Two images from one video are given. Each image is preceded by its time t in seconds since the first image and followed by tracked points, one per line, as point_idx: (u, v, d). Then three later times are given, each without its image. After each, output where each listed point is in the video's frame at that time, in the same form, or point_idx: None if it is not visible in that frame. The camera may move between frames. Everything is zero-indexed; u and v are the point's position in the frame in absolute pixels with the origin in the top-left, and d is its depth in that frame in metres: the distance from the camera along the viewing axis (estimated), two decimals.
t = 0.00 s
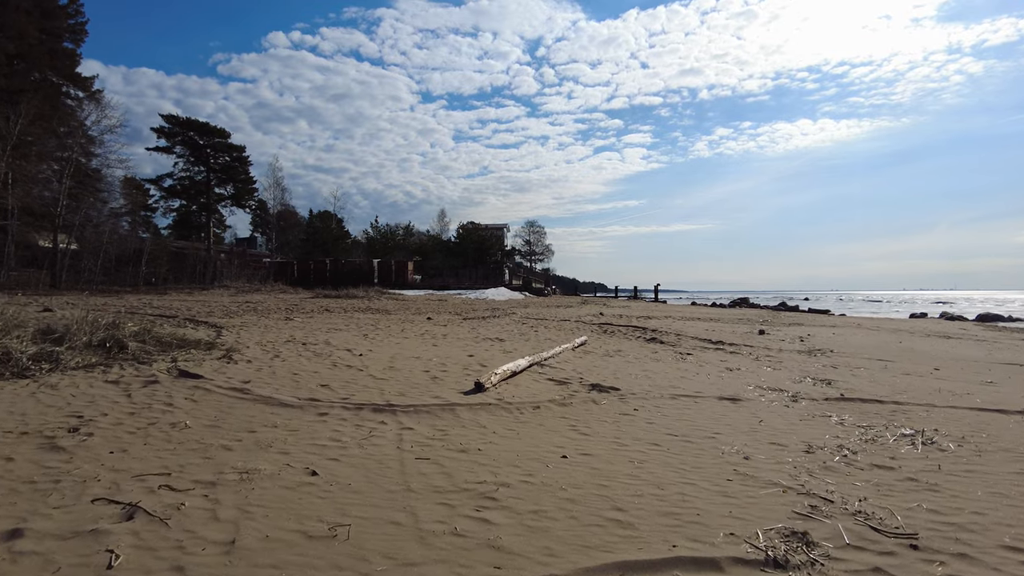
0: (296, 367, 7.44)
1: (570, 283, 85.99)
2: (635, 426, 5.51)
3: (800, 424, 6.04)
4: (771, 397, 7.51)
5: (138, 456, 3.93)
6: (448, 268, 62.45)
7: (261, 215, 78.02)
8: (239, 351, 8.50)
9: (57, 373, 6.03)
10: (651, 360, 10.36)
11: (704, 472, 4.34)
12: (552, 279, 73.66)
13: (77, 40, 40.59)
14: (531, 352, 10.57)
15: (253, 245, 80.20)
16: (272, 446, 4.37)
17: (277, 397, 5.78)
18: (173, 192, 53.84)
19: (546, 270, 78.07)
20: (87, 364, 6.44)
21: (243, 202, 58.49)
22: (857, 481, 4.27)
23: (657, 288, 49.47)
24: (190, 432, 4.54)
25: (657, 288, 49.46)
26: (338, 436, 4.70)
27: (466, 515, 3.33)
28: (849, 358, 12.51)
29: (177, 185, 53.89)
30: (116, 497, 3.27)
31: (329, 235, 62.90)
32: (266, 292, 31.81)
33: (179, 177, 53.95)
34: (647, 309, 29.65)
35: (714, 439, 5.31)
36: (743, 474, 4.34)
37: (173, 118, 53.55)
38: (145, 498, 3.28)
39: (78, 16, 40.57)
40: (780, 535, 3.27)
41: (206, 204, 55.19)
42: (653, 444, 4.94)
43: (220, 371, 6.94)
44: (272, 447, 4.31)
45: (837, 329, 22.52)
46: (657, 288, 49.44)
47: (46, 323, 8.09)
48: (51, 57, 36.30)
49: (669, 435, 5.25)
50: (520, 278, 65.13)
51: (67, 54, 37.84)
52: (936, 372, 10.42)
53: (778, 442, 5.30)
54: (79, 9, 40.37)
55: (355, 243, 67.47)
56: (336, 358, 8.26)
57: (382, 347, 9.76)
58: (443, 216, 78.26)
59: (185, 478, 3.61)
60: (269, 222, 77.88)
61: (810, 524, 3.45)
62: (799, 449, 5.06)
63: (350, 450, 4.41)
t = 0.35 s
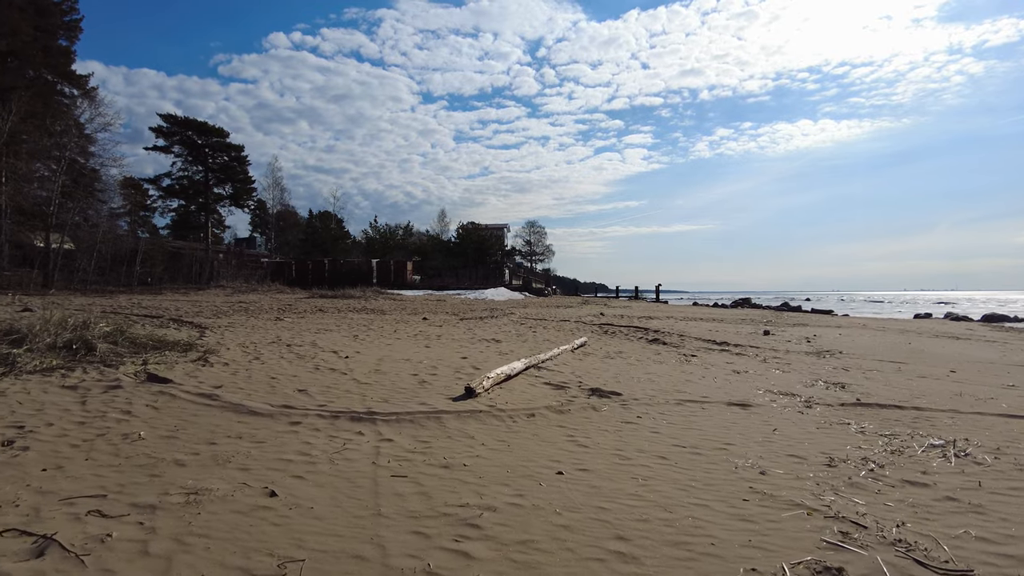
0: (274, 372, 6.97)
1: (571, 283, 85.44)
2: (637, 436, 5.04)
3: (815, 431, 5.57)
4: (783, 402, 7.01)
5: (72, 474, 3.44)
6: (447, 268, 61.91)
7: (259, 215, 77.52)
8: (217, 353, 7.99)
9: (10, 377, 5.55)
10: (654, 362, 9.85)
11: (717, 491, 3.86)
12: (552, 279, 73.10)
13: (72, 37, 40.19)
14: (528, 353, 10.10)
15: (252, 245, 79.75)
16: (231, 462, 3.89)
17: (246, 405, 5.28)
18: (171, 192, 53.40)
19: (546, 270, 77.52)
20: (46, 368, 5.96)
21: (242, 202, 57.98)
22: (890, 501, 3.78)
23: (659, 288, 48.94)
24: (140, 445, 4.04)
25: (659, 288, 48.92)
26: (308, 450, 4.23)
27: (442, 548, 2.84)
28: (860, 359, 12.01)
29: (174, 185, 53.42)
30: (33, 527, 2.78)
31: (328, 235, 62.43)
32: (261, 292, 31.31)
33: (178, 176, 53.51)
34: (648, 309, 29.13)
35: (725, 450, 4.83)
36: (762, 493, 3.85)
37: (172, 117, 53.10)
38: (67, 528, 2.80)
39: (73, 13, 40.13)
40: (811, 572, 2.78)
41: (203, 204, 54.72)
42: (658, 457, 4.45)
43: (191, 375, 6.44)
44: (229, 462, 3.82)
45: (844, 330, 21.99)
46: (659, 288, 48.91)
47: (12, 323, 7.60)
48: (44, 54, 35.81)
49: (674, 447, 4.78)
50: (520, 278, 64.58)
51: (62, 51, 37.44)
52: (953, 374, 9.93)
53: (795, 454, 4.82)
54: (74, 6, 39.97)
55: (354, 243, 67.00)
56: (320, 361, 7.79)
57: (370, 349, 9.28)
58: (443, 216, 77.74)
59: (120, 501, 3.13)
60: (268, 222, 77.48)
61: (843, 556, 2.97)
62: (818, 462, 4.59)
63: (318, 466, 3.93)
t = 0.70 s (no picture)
0: (253, 379, 6.47)
1: (571, 282, 84.92)
2: (647, 454, 4.54)
3: (841, 447, 5.08)
4: (802, 412, 6.52)
5: None
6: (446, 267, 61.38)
7: (257, 213, 76.94)
8: (196, 358, 7.47)
9: None
10: (660, 367, 9.35)
11: (744, 524, 3.35)
12: (552, 278, 72.44)
13: (66, 34, 39.71)
14: (528, 357, 9.59)
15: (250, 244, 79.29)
16: (185, 489, 3.38)
17: (215, 419, 4.77)
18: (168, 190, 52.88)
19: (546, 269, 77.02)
20: None
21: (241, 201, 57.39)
22: (942, 536, 3.28)
23: (659, 288, 48.45)
24: (83, 469, 3.53)
25: (660, 288, 48.43)
26: (277, 474, 3.73)
27: None
28: (873, 363, 11.51)
29: (172, 183, 52.88)
30: None
31: (326, 234, 61.94)
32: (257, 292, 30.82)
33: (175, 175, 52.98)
34: (650, 309, 28.59)
35: (746, 471, 4.34)
36: (794, 527, 3.35)
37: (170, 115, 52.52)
38: None
39: (68, 9, 39.64)
40: None
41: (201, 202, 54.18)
42: (673, 482, 3.95)
43: (162, 383, 5.93)
44: (181, 491, 3.31)
45: (851, 331, 21.48)
46: (660, 288, 48.41)
47: None
48: (37, 50, 35.33)
49: (688, 469, 4.29)
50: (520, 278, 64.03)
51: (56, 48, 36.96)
52: (974, 379, 9.42)
53: (823, 476, 4.32)
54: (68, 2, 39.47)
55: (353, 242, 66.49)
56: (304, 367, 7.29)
57: (360, 353, 8.78)
58: (442, 214, 77.13)
59: (41, 544, 2.63)
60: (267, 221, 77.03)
61: None
62: (851, 485, 4.10)
63: (285, 495, 3.43)
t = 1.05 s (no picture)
0: (234, 390, 5.98)
1: (572, 282, 84.34)
2: (666, 480, 4.05)
3: (879, 469, 4.59)
4: (827, 425, 6.02)
5: None
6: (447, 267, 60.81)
7: (257, 211, 76.43)
8: (176, 366, 6.95)
9: None
10: (670, 373, 8.85)
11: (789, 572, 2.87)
12: (554, 278, 72.02)
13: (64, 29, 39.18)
14: (531, 362, 9.09)
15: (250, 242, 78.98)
16: (134, 527, 2.89)
17: (184, 438, 4.26)
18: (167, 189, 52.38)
19: (548, 269, 76.49)
20: None
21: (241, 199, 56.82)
22: None
23: (661, 288, 47.98)
24: (18, 503, 3.04)
25: (662, 288, 47.97)
26: (245, 507, 3.25)
27: None
28: (891, 368, 11.00)
29: (171, 181, 52.36)
30: None
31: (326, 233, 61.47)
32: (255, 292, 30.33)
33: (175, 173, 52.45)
34: (653, 310, 28.10)
35: (779, 500, 3.85)
36: None
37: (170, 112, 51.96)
38: None
39: (65, 4, 39.09)
40: None
41: (201, 201, 53.69)
42: (700, 518, 3.45)
43: (135, 394, 5.44)
44: (127, 533, 2.82)
45: (861, 333, 20.91)
46: (662, 288, 47.95)
47: None
48: (33, 46, 34.77)
49: (714, 497, 3.80)
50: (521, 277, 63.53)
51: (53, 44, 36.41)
52: (1002, 388, 8.91)
53: (866, 505, 3.82)
54: None
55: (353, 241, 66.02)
56: (292, 375, 6.82)
57: (353, 359, 8.29)
58: (443, 214, 76.65)
59: None
60: (267, 220, 76.65)
61: None
62: (901, 517, 3.61)
63: (253, 534, 2.95)
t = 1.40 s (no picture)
0: (202, 394, 5.50)
1: (572, 282, 83.88)
2: (674, 500, 3.57)
3: (907, 481, 4.13)
4: (846, 432, 5.54)
5: None
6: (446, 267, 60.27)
7: (254, 211, 75.95)
8: (143, 369, 6.44)
9: None
10: (674, 376, 8.36)
11: None
12: (553, 279, 71.56)
13: (56, 27, 38.67)
14: (526, 364, 8.60)
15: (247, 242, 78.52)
16: (41, 566, 2.41)
17: (129, 452, 3.77)
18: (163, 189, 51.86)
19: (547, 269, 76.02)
20: None
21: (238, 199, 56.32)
22: None
23: (661, 289, 47.57)
24: None
25: (662, 289, 47.54)
26: (183, 537, 2.77)
27: None
28: (904, 369, 10.50)
29: (168, 181, 51.80)
30: None
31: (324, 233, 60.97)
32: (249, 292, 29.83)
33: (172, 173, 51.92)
34: (654, 310, 27.69)
35: (803, 522, 3.38)
36: None
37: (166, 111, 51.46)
38: None
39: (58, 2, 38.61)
40: None
41: (197, 201, 53.19)
42: (715, 548, 2.97)
43: (88, 400, 4.94)
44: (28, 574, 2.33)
45: (867, 334, 20.44)
46: (662, 289, 47.53)
47: None
48: (24, 44, 34.20)
49: (728, 520, 3.33)
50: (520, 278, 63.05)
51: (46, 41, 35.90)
52: None
53: (903, 529, 3.34)
54: None
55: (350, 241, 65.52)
56: (269, 379, 6.34)
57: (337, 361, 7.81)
58: (441, 213, 76.14)
59: None
60: (265, 220, 76.17)
61: None
62: (946, 545, 3.13)
63: (186, 571, 2.48)
